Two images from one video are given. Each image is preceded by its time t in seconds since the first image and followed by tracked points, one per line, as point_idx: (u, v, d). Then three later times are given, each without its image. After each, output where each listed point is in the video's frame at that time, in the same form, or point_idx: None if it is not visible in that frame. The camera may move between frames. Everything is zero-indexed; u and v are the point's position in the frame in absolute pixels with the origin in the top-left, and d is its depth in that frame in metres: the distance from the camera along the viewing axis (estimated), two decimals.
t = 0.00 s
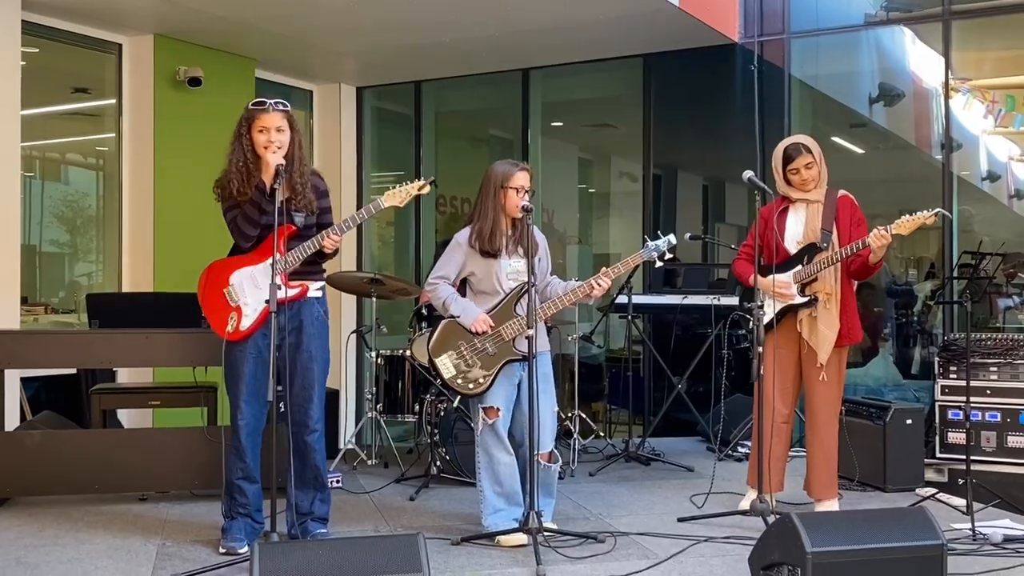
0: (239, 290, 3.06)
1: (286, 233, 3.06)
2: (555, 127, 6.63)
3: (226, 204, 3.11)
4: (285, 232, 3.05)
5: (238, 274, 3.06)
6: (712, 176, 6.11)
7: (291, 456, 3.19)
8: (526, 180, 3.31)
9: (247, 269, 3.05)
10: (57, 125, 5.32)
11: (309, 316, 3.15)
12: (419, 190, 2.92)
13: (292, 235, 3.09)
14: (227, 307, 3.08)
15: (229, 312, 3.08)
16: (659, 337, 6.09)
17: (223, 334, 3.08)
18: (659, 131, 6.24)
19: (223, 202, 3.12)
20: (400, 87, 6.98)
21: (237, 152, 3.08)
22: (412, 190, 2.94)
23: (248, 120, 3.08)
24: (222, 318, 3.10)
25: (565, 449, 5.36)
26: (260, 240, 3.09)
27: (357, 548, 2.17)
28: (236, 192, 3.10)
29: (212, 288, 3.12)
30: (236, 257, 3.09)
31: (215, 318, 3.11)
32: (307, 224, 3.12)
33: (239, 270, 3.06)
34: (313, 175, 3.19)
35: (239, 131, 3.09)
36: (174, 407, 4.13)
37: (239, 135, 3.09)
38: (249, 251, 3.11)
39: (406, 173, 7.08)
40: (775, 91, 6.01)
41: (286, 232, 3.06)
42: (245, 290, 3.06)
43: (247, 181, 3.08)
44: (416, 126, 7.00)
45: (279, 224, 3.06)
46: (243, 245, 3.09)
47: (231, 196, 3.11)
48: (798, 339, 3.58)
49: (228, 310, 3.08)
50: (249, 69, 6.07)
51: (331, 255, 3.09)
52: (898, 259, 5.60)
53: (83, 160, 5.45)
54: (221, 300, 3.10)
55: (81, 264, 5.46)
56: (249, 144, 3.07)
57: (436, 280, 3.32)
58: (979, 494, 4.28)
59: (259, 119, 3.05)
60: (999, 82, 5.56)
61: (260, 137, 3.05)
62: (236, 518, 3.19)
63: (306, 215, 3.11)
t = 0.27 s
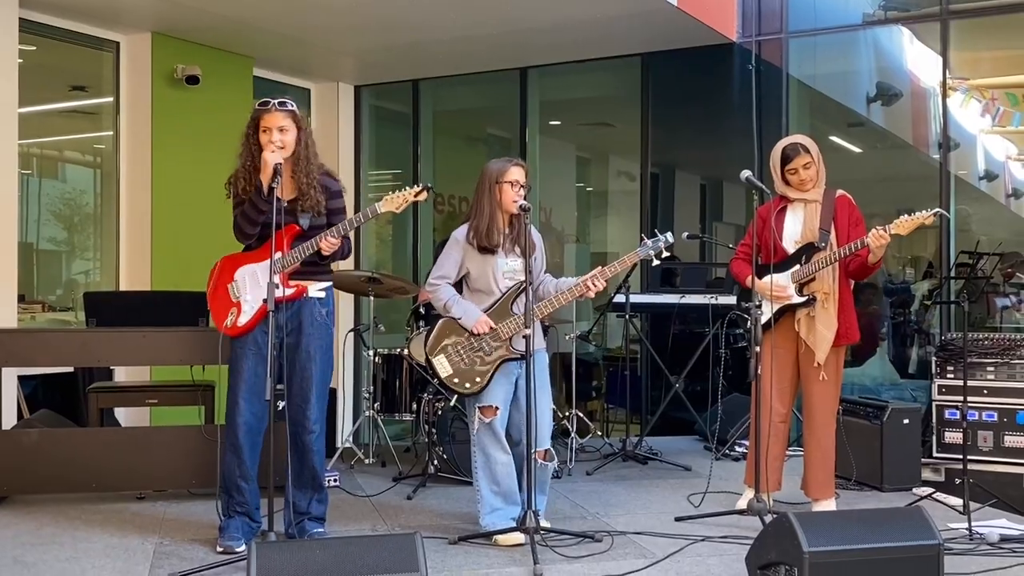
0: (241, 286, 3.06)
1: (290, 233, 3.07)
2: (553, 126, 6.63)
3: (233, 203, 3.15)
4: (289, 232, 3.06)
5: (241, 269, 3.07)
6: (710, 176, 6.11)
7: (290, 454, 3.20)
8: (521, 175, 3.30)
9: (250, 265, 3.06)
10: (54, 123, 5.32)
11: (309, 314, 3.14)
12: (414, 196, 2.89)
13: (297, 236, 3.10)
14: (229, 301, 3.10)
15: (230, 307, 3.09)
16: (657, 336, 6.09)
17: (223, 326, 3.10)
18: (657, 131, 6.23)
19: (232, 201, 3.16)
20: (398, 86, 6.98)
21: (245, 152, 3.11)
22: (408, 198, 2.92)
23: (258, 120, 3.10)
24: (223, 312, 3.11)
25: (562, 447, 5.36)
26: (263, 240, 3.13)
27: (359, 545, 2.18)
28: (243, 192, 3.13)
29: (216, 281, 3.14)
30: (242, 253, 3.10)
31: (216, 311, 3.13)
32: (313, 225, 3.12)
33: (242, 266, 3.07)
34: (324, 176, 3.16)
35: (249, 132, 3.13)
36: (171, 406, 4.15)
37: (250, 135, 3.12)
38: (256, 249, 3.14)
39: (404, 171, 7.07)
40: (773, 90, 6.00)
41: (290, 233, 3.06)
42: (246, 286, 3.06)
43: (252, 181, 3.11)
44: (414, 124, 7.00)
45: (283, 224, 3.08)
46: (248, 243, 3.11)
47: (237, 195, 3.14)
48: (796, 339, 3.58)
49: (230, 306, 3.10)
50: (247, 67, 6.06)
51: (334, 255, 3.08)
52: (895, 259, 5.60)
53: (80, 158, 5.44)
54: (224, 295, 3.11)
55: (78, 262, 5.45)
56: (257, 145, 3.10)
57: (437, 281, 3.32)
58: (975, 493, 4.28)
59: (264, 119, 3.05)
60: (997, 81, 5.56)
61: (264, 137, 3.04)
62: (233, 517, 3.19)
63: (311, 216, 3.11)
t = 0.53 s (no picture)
0: (239, 284, 3.06)
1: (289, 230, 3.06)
2: (552, 125, 6.63)
3: (233, 201, 3.15)
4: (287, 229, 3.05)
5: (240, 267, 3.07)
6: (709, 174, 6.12)
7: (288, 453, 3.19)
8: (519, 173, 3.30)
9: (249, 263, 3.06)
10: (52, 121, 5.32)
11: (308, 314, 3.13)
12: (414, 190, 2.84)
13: (296, 233, 3.09)
14: (228, 299, 3.10)
15: (229, 305, 3.09)
16: (655, 335, 6.09)
17: (223, 325, 3.10)
18: (655, 129, 6.22)
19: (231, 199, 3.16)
20: (397, 84, 6.97)
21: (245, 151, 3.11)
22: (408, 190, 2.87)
23: (257, 119, 3.09)
24: (222, 310, 3.11)
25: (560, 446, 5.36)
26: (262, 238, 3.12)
27: (355, 544, 2.18)
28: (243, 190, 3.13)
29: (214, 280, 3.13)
30: (241, 251, 3.11)
31: (216, 309, 3.13)
32: (312, 223, 3.12)
33: (240, 264, 3.07)
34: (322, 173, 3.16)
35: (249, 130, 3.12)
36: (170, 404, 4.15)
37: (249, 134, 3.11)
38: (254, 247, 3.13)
39: (403, 170, 7.07)
40: (772, 89, 6.00)
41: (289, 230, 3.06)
42: (245, 284, 3.07)
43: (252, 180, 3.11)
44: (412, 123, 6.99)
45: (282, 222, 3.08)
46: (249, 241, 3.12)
47: (237, 193, 3.14)
48: (794, 338, 3.58)
49: (229, 303, 3.10)
50: (246, 65, 6.06)
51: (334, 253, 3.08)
52: (894, 258, 5.60)
53: (78, 156, 5.45)
54: (223, 293, 3.11)
55: (77, 259, 5.45)
56: (256, 144, 3.10)
57: (445, 283, 3.30)
58: (973, 493, 4.29)
59: (266, 118, 3.04)
60: (997, 80, 5.57)
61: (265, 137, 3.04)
62: (231, 515, 3.18)
63: (310, 215, 3.10)
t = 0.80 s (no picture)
0: (238, 284, 3.05)
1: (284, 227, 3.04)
2: (552, 124, 6.62)
3: (226, 200, 3.12)
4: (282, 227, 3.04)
5: (236, 267, 3.06)
6: (708, 174, 6.12)
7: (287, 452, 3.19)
8: (522, 172, 3.32)
9: (246, 263, 3.05)
10: (51, 119, 5.32)
11: (305, 312, 3.14)
12: (420, 184, 2.90)
13: (291, 230, 3.08)
14: (226, 300, 3.08)
15: (228, 306, 3.07)
16: (655, 334, 6.08)
17: (223, 329, 3.08)
18: (655, 129, 6.21)
19: (223, 198, 3.14)
20: (396, 83, 6.97)
21: (240, 150, 3.09)
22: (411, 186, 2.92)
23: (252, 117, 3.09)
24: (220, 312, 3.09)
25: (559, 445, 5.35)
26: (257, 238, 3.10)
27: (353, 543, 2.18)
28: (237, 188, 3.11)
29: (209, 282, 3.11)
30: (235, 252, 3.09)
31: (212, 312, 3.10)
32: (307, 221, 3.12)
33: (237, 264, 3.06)
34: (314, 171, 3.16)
35: (243, 129, 3.11)
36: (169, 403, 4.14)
37: (243, 133, 3.10)
38: (248, 246, 3.11)
39: (402, 169, 7.06)
40: (772, 89, 6.00)
41: (284, 226, 3.05)
42: (244, 284, 3.06)
43: (246, 178, 3.10)
44: (412, 122, 6.98)
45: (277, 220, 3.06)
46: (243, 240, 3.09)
47: (231, 192, 3.12)
48: (793, 338, 3.58)
49: (228, 304, 3.08)
50: (245, 64, 6.05)
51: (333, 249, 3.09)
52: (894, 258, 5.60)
53: (78, 154, 5.44)
54: (220, 294, 3.09)
55: (76, 258, 5.45)
56: (251, 143, 3.09)
57: (447, 279, 3.32)
58: (972, 493, 4.29)
59: (263, 118, 3.05)
60: (996, 80, 5.57)
61: (263, 136, 3.04)
62: (230, 514, 3.18)
63: (306, 212, 3.10)
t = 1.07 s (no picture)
0: (237, 285, 3.04)
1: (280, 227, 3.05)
2: (552, 124, 6.62)
3: (220, 199, 3.12)
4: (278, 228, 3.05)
5: (234, 269, 3.04)
6: (709, 174, 6.11)
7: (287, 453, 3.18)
8: (523, 173, 3.30)
9: (244, 264, 3.05)
10: (51, 119, 5.31)
11: (302, 311, 3.15)
12: (419, 185, 2.91)
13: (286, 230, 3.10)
14: (225, 302, 3.06)
15: (228, 307, 3.06)
16: (655, 335, 6.08)
17: (225, 331, 3.06)
18: (655, 129, 6.21)
19: (217, 197, 3.13)
20: (396, 83, 6.96)
21: (237, 150, 3.09)
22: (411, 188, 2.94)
23: (248, 117, 3.08)
24: (219, 315, 3.06)
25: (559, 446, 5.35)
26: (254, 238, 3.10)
27: (352, 543, 2.19)
28: (232, 188, 3.11)
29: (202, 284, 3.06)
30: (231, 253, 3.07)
31: (209, 315, 3.06)
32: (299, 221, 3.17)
33: (235, 265, 3.05)
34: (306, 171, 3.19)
35: (238, 129, 3.10)
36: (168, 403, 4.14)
37: (238, 133, 3.09)
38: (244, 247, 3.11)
39: (402, 169, 7.06)
40: (772, 90, 5.98)
41: (282, 227, 3.07)
42: (243, 285, 3.05)
43: (243, 178, 3.10)
44: (412, 122, 6.98)
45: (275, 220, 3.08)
46: (240, 240, 3.10)
47: (227, 192, 3.12)
48: (794, 339, 3.59)
49: (227, 306, 3.06)
50: (245, 64, 6.05)
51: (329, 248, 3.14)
52: (894, 258, 5.60)
53: (79, 153, 5.44)
54: (217, 296, 3.06)
55: (76, 258, 5.45)
56: (247, 143, 3.09)
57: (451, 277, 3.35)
58: (972, 494, 4.29)
59: (258, 118, 3.04)
60: (996, 81, 5.55)
61: (260, 137, 3.04)
62: (229, 515, 3.18)
63: (300, 214, 3.16)
